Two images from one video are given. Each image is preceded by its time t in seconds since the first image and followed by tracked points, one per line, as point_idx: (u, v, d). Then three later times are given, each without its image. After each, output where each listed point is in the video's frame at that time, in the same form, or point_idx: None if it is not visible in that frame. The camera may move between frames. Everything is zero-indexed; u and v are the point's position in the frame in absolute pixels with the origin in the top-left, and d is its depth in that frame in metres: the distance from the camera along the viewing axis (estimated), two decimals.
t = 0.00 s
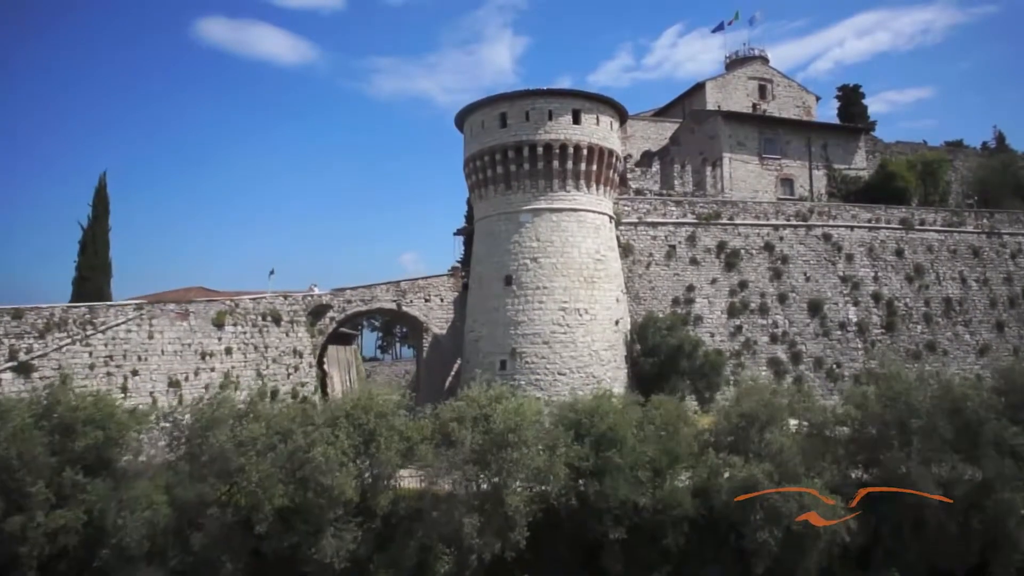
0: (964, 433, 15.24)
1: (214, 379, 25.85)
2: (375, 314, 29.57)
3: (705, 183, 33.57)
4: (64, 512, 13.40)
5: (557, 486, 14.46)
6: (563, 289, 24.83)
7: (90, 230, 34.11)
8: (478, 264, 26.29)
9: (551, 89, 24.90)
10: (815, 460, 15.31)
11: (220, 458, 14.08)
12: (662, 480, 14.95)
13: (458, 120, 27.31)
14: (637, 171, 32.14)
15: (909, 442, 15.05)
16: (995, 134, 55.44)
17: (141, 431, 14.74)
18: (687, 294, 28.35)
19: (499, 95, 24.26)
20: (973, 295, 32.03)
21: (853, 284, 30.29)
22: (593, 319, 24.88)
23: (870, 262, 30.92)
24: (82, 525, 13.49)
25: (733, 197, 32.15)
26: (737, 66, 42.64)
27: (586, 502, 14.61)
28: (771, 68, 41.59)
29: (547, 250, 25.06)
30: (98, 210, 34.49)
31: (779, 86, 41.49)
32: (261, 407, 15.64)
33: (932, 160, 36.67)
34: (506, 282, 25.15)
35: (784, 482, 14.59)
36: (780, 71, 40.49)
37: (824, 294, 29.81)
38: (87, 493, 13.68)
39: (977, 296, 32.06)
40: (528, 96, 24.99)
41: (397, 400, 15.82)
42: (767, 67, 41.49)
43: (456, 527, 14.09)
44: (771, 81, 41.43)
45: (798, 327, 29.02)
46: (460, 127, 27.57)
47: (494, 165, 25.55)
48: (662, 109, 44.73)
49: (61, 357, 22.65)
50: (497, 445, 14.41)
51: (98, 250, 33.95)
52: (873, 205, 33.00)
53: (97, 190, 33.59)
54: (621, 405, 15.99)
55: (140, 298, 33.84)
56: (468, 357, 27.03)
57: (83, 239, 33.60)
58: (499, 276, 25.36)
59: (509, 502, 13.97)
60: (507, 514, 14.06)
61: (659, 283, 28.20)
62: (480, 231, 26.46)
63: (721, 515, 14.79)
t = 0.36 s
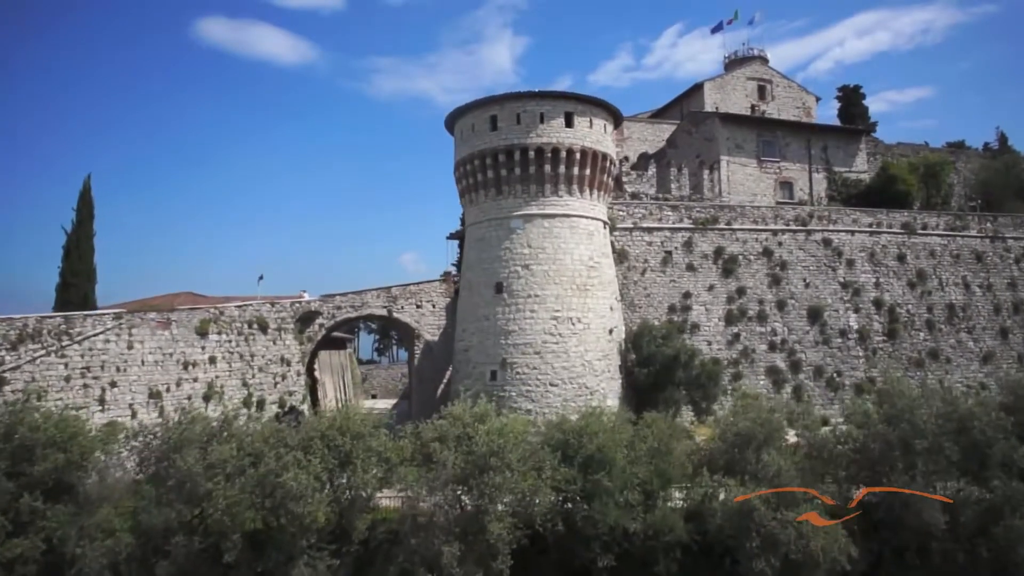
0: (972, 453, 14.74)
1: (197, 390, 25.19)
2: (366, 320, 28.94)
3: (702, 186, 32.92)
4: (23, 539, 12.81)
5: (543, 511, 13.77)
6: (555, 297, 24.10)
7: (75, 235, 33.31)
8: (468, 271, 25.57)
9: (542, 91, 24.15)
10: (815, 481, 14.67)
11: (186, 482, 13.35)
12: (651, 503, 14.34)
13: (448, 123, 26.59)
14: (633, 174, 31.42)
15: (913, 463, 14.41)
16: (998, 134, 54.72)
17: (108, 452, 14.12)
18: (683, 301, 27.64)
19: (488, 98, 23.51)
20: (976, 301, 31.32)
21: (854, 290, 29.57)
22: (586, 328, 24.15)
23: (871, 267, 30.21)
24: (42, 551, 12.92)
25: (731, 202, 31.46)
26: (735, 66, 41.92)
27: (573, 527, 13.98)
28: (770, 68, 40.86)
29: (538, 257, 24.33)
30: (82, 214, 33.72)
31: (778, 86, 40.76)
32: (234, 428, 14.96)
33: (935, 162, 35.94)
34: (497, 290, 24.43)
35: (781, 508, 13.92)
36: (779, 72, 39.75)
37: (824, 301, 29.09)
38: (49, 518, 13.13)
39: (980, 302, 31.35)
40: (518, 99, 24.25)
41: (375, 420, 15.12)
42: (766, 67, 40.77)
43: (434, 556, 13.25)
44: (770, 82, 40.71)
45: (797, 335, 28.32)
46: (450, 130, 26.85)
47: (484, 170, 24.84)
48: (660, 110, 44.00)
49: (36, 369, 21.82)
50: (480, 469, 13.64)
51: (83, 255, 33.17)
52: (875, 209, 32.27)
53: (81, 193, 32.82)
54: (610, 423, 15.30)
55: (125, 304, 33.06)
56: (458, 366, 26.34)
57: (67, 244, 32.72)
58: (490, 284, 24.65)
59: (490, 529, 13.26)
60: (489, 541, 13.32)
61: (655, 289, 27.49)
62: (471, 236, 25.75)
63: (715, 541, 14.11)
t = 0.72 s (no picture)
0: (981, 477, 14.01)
1: (179, 401, 24.48)
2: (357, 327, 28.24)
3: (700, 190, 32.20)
4: None
5: (527, 538, 13.07)
6: (547, 306, 23.35)
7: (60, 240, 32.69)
8: (458, 278, 24.84)
9: (534, 94, 23.43)
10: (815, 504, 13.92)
11: (151, 508, 12.59)
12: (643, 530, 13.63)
13: (438, 126, 25.87)
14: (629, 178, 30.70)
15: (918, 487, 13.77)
16: (1001, 135, 53.95)
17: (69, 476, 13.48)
18: (680, 308, 26.92)
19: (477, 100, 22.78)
20: (980, 307, 30.56)
21: (855, 297, 28.84)
22: (579, 338, 23.41)
23: (873, 273, 29.47)
24: None
25: (729, 206, 30.75)
26: (734, 67, 41.19)
27: (560, 555, 13.34)
28: (769, 68, 40.12)
29: (530, 264, 23.58)
30: (65, 219, 32.98)
31: (778, 87, 40.02)
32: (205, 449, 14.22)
33: (938, 165, 35.17)
34: (487, 298, 23.70)
35: (778, 536, 13.26)
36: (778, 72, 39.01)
37: (824, 308, 28.35)
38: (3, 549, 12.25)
39: (985, 308, 30.60)
40: (509, 101, 23.53)
41: (353, 441, 14.41)
42: (765, 67, 40.03)
43: None
44: (769, 82, 39.98)
45: (797, 343, 27.59)
46: (440, 133, 26.12)
47: (474, 174, 24.12)
48: (657, 111, 43.30)
49: (8, 382, 21.15)
50: (460, 495, 12.99)
51: (66, 261, 32.38)
52: (877, 212, 31.53)
53: (65, 198, 32.07)
54: (599, 443, 14.61)
55: (110, 312, 32.31)
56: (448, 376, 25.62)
57: (52, 250, 32.10)
58: (480, 292, 23.91)
59: (470, 560, 12.54)
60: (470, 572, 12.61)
61: (651, 296, 26.75)
62: (461, 243, 25.02)
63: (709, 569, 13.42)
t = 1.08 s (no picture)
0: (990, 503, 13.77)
1: (161, 412, 23.71)
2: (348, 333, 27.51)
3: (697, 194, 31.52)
4: None
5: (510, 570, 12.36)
6: (539, 315, 22.61)
7: (43, 246, 31.70)
8: (448, 286, 24.12)
9: (525, 96, 22.72)
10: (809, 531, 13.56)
11: (113, 538, 12.01)
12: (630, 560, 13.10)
13: (428, 129, 25.16)
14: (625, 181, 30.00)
15: (924, 515, 13.44)
16: (1004, 136, 53.20)
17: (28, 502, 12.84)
18: (676, 316, 26.20)
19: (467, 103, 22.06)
20: (985, 314, 29.84)
21: (857, 303, 28.11)
22: (572, 348, 22.69)
23: (875, 279, 28.74)
24: None
25: (728, 212, 30.06)
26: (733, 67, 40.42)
27: None
28: (768, 69, 39.38)
29: (521, 272, 22.84)
30: (49, 223, 31.71)
31: (777, 87, 39.28)
32: (173, 472, 13.36)
33: (941, 168, 34.43)
34: (477, 307, 22.97)
35: (776, 566, 12.68)
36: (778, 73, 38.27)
37: (825, 316, 27.63)
38: None
39: (989, 314, 29.88)
40: (500, 104, 22.83)
41: (329, 463, 13.65)
42: (764, 68, 39.30)
43: None
44: (769, 83, 39.24)
45: (796, 352, 26.89)
46: (429, 136, 25.39)
47: (463, 180, 23.40)
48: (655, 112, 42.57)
49: None
50: (436, 525, 12.58)
51: (49, 266, 31.12)
52: (879, 217, 30.79)
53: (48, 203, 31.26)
54: (588, 466, 13.90)
55: (96, 317, 31.66)
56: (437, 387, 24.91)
57: (35, 256, 31.06)
58: (470, 301, 23.18)
59: None
60: None
61: (647, 304, 26.04)
62: (451, 249, 24.28)
63: None
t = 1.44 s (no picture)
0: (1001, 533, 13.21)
1: (140, 425, 22.88)
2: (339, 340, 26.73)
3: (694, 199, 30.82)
4: None
5: None
6: (530, 325, 21.86)
7: (24, 252, 30.15)
8: (436, 295, 23.39)
9: (515, 98, 21.99)
10: (805, 561, 13.06)
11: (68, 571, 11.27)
12: None
13: (416, 132, 24.42)
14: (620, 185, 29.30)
15: (931, 546, 12.84)
16: (1008, 137, 52.40)
17: None
18: (672, 324, 25.47)
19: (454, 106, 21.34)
20: (989, 321, 29.09)
21: (858, 311, 27.38)
22: (564, 359, 21.96)
23: (876, 285, 28.00)
24: None
25: (725, 217, 29.35)
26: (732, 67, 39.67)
27: None
28: (768, 69, 38.64)
29: (511, 280, 22.10)
30: (31, 228, 30.02)
31: (777, 88, 38.54)
32: (136, 499, 12.56)
33: (944, 171, 33.67)
34: (465, 316, 22.24)
35: None
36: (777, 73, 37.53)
37: (825, 323, 26.89)
38: None
39: (993, 321, 29.13)
40: (489, 106, 22.12)
41: (302, 489, 12.94)
42: (764, 68, 38.55)
43: None
44: (768, 84, 38.49)
45: (796, 361, 26.16)
46: (418, 139, 24.65)
47: (452, 185, 22.68)
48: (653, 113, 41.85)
49: None
50: (413, 556, 11.76)
51: (31, 272, 29.65)
52: (880, 222, 30.07)
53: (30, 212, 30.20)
54: (575, 492, 13.19)
55: (81, 323, 31.05)
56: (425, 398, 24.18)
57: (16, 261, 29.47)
58: (459, 310, 22.45)
59: None
60: None
61: (642, 312, 25.30)
62: (439, 256, 23.55)
63: None
